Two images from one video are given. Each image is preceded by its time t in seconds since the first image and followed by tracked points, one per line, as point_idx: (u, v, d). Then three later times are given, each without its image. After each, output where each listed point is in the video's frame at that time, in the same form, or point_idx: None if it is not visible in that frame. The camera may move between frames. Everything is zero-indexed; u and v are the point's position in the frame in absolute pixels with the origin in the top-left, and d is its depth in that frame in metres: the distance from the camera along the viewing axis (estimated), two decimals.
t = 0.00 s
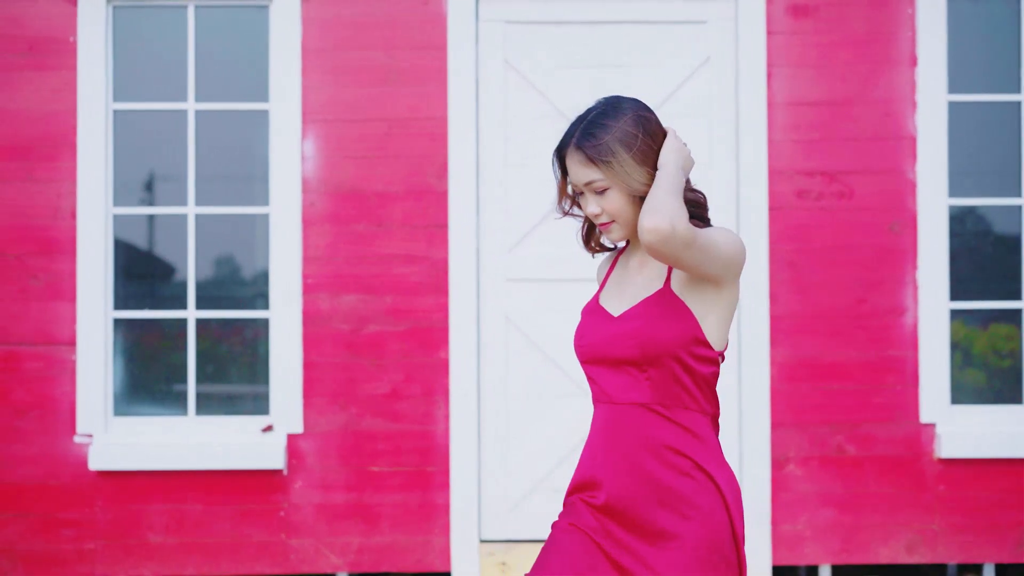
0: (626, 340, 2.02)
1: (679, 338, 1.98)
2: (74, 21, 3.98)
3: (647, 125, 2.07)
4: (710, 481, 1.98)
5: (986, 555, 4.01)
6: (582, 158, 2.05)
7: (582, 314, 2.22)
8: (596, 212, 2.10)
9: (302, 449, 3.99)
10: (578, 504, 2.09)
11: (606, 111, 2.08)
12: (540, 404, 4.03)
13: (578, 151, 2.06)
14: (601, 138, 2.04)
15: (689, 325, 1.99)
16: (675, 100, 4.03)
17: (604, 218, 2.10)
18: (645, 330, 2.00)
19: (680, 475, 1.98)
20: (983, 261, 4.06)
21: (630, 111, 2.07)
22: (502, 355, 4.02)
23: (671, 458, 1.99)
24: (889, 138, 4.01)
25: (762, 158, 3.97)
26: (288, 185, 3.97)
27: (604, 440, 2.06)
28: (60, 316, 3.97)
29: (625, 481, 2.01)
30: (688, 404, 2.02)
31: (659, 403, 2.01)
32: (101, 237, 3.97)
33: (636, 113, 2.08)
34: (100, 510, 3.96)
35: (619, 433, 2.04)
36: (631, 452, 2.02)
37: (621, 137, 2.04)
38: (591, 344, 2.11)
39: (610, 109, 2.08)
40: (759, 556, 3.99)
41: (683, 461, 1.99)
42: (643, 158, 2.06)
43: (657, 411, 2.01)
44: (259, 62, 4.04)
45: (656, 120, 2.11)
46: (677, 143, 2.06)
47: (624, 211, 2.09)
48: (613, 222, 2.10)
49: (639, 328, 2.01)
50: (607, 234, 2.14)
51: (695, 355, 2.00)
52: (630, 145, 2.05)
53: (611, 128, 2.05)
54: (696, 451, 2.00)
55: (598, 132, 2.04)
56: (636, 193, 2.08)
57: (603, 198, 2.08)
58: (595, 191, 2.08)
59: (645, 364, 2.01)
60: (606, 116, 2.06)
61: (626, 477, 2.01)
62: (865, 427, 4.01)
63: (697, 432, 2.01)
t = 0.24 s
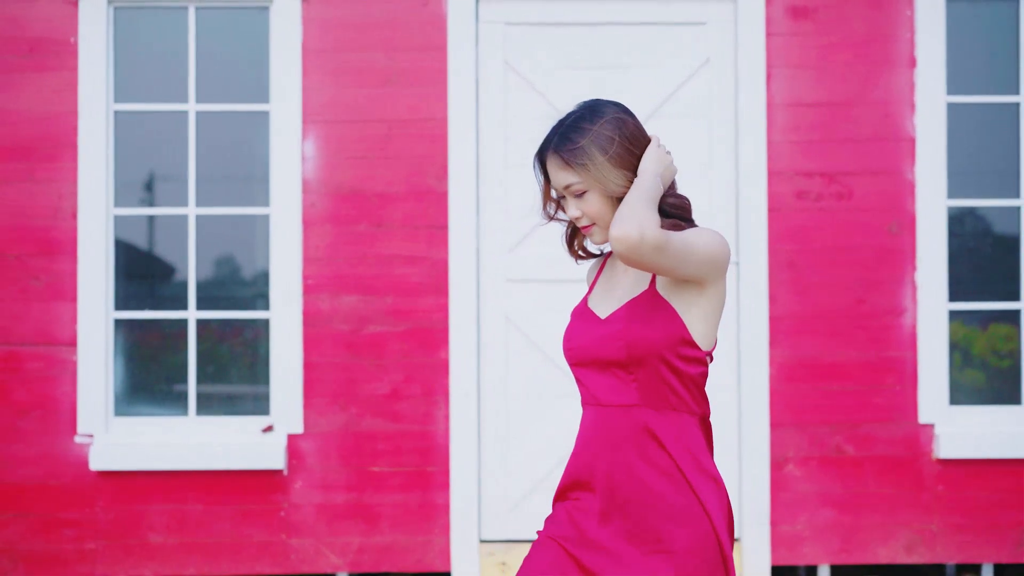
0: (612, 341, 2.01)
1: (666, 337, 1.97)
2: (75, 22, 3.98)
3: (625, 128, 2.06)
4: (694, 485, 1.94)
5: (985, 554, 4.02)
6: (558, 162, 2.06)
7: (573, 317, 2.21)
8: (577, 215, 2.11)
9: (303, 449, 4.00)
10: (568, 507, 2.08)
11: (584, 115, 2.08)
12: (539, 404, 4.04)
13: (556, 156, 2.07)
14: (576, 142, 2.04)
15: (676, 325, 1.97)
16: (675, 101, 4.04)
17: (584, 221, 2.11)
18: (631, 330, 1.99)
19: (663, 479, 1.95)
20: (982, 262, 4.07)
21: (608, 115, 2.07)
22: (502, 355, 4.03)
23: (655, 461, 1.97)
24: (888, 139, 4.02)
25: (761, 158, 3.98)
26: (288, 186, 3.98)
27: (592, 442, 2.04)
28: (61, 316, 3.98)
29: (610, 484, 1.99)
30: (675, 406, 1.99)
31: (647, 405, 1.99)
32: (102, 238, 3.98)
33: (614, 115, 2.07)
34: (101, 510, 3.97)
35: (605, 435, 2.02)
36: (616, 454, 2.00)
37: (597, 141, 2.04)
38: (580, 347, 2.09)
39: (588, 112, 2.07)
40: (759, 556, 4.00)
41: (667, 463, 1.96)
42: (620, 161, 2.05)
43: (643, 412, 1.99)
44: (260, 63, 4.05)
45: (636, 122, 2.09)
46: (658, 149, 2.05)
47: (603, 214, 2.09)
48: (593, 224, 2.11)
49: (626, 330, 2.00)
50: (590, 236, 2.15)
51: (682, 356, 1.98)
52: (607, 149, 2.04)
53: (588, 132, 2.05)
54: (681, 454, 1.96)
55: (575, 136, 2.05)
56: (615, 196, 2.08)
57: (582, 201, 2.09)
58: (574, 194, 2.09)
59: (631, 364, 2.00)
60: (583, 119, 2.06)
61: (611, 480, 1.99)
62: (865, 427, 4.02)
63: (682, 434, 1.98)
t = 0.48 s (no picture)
0: (597, 345, 1.99)
1: (653, 341, 1.96)
2: (76, 24, 4.00)
3: (602, 134, 2.03)
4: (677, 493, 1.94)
5: (984, 554, 4.03)
6: (534, 169, 2.04)
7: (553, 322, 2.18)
8: (555, 222, 2.08)
9: (304, 450, 4.01)
10: (546, 515, 2.06)
11: (561, 121, 2.05)
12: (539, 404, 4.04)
13: (532, 163, 2.04)
14: (552, 150, 2.01)
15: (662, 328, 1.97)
16: (675, 102, 4.05)
17: (562, 227, 2.09)
18: (617, 334, 1.98)
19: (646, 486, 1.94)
20: (981, 262, 4.08)
21: (585, 122, 2.04)
22: (502, 355, 4.03)
23: (639, 468, 1.95)
24: (887, 139, 4.03)
25: (760, 159, 4.00)
26: (289, 187, 4.00)
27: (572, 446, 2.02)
28: (62, 317, 3.99)
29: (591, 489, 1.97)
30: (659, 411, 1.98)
31: (632, 409, 1.97)
32: (103, 239, 3.99)
33: (592, 122, 2.04)
34: (102, 510, 3.98)
35: (588, 441, 2.00)
36: (598, 459, 1.98)
37: (572, 147, 2.01)
38: (562, 352, 2.06)
39: (565, 119, 2.05)
40: (758, 555, 4.01)
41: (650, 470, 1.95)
42: (597, 167, 2.02)
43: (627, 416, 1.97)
44: (260, 64, 4.06)
45: (615, 128, 2.06)
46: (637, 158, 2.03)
47: (581, 221, 2.07)
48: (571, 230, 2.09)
49: (611, 334, 1.98)
50: (569, 243, 2.12)
51: (668, 360, 1.97)
52: (583, 156, 2.02)
53: (564, 138, 2.02)
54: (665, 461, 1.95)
55: (550, 143, 2.02)
56: (593, 201, 2.06)
57: (560, 208, 2.06)
58: (552, 201, 2.06)
59: (617, 369, 1.97)
60: (560, 126, 2.04)
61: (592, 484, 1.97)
62: (864, 428, 4.02)
63: (666, 441, 1.97)
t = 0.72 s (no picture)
0: (576, 353, 1.98)
1: (633, 349, 1.95)
2: (78, 25, 4.01)
3: (581, 144, 2.03)
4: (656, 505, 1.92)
5: (984, 555, 4.03)
6: (512, 177, 2.04)
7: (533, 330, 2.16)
8: (534, 230, 2.09)
9: (304, 450, 4.02)
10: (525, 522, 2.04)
11: (541, 130, 2.05)
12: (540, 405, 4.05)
13: (510, 171, 2.05)
14: (530, 158, 2.02)
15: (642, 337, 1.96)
16: (674, 103, 4.06)
17: (541, 235, 2.09)
18: (597, 342, 1.96)
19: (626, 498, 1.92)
20: (980, 263, 4.09)
21: (565, 130, 2.04)
22: (502, 356, 4.04)
23: (615, 474, 1.93)
24: (886, 140, 4.04)
25: (760, 160, 4.01)
26: (291, 188, 4.01)
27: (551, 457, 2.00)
28: (63, 317, 4.00)
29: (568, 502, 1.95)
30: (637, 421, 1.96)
31: (611, 417, 1.96)
32: (104, 240, 4.00)
33: (571, 131, 2.04)
34: (103, 510, 3.99)
35: (567, 450, 1.98)
36: (577, 469, 1.96)
37: (550, 156, 2.01)
38: (543, 360, 2.05)
39: (545, 127, 2.05)
40: (759, 556, 4.01)
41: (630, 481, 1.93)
42: (575, 176, 2.02)
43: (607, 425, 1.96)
44: (261, 65, 4.07)
45: (595, 138, 2.06)
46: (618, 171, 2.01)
47: (560, 228, 2.08)
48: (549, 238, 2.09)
49: (591, 342, 1.97)
50: (548, 250, 2.13)
51: (648, 370, 1.96)
52: (561, 164, 2.01)
53: (542, 147, 2.02)
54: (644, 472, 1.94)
55: (528, 152, 2.03)
56: (571, 209, 2.06)
57: (539, 215, 2.07)
58: (530, 208, 2.07)
59: (596, 377, 1.96)
60: (539, 135, 2.04)
61: (571, 497, 1.95)
62: (863, 428, 4.03)
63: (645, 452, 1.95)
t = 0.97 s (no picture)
0: (536, 360, 2.01)
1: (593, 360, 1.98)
2: (80, 26, 4.02)
3: (551, 151, 2.04)
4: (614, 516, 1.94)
5: (983, 554, 4.05)
6: (481, 182, 2.05)
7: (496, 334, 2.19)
8: (502, 235, 2.10)
9: (306, 450, 4.03)
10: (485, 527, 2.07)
11: (512, 136, 2.06)
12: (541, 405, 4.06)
13: (480, 176, 2.06)
14: (499, 164, 2.03)
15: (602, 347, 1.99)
16: (675, 105, 4.07)
17: (508, 240, 2.10)
18: (557, 351, 2.00)
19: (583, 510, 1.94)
20: (980, 264, 4.10)
21: (536, 138, 2.05)
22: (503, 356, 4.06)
23: (567, 477, 1.96)
24: (886, 142, 4.05)
25: (760, 161, 4.02)
26: (292, 189, 4.02)
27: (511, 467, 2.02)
28: (65, 318, 4.02)
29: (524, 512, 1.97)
30: (595, 431, 1.99)
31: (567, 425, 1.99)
32: (106, 241, 4.01)
33: (542, 139, 2.05)
34: (105, 510, 4.00)
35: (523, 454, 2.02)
36: (535, 480, 1.98)
37: (518, 163, 2.02)
38: (502, 366, 2.08)
39: (516, 134, 2.06)
40: (759, 556, 4.02)
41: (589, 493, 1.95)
42: (544, 183, 2.03)
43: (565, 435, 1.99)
44: (263, 67, 4.08)
45: (566, 146, 2.07)
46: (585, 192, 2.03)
47: (528, 234, 2.08)
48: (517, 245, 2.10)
49: (550, 350, 2.00)
50: (515, 255, 2.14)
51: (605, 379, 2.00)
52: (530, 171, 2.02)
53: (511, 153, 2.03)
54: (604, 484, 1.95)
55: (498, 158, 2.04)
56: (539, 217, 2.07)
57: (506, 221, 2.08)
58: (499, 214, 2.08)
59: (555, 385, 2.00)
60: (510, 141, 2.05)
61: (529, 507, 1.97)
62: (862, 428, 4.05)
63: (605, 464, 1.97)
